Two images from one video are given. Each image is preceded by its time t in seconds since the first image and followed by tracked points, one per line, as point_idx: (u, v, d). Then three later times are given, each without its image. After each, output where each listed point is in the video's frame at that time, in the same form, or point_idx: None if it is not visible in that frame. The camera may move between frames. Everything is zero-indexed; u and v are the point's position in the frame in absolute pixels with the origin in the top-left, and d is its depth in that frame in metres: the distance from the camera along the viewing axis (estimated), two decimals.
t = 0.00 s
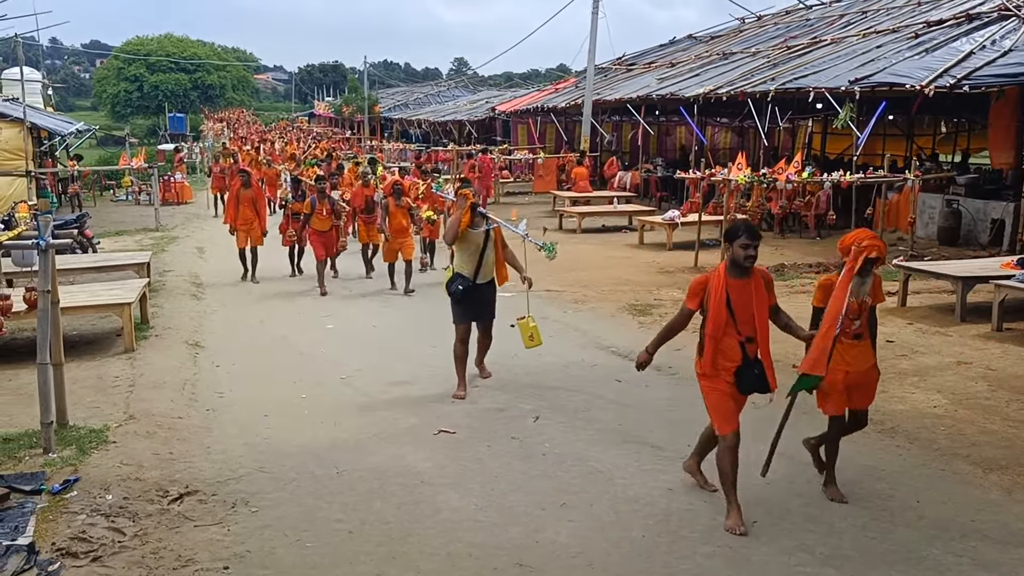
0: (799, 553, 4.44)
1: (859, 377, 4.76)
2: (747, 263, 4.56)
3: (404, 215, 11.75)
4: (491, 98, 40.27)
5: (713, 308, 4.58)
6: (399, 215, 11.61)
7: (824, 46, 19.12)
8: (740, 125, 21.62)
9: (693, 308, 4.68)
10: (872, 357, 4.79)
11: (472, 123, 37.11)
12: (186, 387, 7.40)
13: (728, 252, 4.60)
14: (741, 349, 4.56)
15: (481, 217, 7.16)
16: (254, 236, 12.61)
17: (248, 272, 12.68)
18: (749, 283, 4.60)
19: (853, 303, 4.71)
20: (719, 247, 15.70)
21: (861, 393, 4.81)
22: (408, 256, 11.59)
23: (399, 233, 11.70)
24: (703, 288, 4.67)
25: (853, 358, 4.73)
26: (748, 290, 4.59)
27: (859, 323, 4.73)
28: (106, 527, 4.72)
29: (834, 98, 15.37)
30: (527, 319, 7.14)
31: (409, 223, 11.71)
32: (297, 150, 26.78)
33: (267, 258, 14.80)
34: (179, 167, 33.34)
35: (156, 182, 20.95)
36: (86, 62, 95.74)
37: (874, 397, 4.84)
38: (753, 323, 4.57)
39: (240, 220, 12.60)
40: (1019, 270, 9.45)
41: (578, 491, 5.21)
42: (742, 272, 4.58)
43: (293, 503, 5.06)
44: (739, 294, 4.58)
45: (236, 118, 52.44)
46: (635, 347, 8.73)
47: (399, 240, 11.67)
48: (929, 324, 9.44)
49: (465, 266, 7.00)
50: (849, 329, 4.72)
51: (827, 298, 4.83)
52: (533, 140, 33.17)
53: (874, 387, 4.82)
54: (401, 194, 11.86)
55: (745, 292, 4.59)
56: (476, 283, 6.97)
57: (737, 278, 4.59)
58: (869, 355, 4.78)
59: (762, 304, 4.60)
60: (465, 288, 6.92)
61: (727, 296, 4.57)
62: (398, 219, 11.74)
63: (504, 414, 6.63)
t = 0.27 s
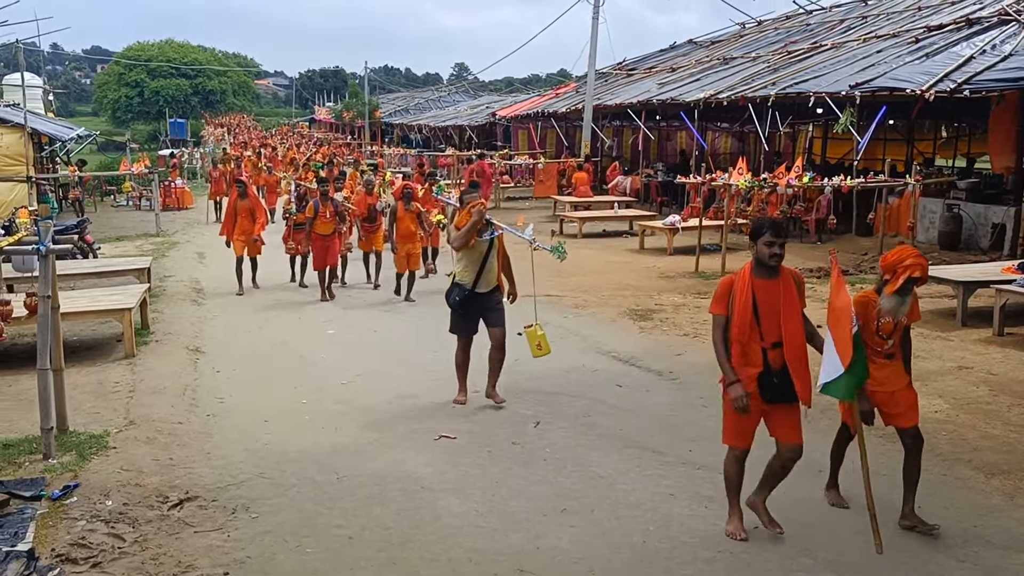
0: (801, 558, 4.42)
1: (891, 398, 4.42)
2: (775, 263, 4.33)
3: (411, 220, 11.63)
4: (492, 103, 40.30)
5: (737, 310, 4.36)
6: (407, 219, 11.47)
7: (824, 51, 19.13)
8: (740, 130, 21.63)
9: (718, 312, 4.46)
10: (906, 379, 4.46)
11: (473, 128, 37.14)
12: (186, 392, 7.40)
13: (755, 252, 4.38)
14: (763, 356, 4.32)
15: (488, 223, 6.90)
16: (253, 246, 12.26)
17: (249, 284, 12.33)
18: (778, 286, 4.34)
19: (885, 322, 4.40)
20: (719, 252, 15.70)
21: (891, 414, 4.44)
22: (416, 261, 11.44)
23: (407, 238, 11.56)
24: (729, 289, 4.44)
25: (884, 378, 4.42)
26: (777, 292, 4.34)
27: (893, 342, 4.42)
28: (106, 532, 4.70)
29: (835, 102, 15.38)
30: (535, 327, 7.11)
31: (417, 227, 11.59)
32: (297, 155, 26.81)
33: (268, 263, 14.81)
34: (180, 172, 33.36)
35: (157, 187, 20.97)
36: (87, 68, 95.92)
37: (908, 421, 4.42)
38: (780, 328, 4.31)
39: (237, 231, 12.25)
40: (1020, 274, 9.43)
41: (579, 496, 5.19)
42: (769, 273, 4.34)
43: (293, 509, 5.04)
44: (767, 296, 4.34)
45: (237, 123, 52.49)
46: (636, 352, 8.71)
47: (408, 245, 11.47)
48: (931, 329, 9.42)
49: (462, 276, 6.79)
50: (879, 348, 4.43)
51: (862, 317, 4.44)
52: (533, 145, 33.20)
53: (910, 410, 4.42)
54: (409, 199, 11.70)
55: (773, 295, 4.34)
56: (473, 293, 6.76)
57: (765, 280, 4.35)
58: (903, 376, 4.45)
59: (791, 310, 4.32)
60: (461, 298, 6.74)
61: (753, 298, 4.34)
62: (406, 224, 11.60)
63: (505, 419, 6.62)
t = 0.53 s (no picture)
0: (802, 563, 4.42)
1: (936, 416, 4.28)
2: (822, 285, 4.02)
3: (418, 228, 11.46)
4: (492, 108, 40.37)
5: (780, 334, 4.05)
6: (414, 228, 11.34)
7: (825, 56, 19.17)
8: (741, 134, 21.66)
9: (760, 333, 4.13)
10: (952, 397, 4.32)
11: (474, 132, 37.19)
12: (187, 396, 7.39)
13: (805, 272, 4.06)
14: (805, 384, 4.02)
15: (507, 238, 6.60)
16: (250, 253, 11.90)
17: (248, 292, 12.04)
18: (826, 310, 4.03)
19: (936, 334, 4.25)
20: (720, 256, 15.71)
21: (934, 433, 4.29)
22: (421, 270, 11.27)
23: (414, 247, 11.39)
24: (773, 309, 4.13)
25: (930, 395, 4.28)
26: (824, 317, 4.02)
27: (940, 357, 4.27)
28: (107, 537, 4.70)
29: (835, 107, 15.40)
30: (536, 345, 6.91)
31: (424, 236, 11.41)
32: (299, 159, 26.86)
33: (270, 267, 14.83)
34: (181, 177, 33.41)
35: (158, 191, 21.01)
36: (88, 72, 95.91)
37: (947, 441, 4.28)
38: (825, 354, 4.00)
39: (234, 236, 11.85)
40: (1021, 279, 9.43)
41: (580, 501, 5.19)
42: (813, 296, 4.04)
43: (294, 513, 5.04)
44: (813, 320, 4.03)
45: (238, 127, 52.56)
46: (637, 356, 8.71)
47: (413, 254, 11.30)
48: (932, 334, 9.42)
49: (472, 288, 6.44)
50: (928, 361, 4.27)
51: (912, 327, 4.27)
52: (534, 150, 33.23)
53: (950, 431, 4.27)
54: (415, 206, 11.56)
55: (819, 319, 4.02)
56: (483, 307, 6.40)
57: (811, 303, 4.04)
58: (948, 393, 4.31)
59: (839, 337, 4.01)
60: (473, 310, 6.41)
61: (799, 321, 4.03)
62: (412, 232, 11.42)
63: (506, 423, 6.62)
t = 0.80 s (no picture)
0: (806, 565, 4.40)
1: (979, 433, 4.12)
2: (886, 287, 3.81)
3: (426, 229, 11.15)
4: (493, 109, 40.38)
5: (841, 337, 3.80)
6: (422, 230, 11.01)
7: (825, 57, 19.17)
8: (742, 136, 21.67)
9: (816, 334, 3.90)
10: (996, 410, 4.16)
11: (475, 134, 37.18)
12: (188, 398, 7.38)
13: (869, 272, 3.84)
14: (866, 391, 3.80)
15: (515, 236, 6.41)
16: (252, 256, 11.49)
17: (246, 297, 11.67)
18: (888, 314, 3.83)
19: (983, 348, 4.04)
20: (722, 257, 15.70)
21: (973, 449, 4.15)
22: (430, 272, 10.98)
23: (422, 248, 11.09)
24: (832, 310, 3.88)
25: (976, 411, 4.09)
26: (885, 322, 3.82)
27: (985, 372, 4.07)
28: (107, 539, 4.69)
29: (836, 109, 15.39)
30: (544, 348, 6.59)
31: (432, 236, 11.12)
32: (300, 161, 26.85)
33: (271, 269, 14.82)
34: (182, 178, 33.40)
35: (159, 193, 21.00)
36: (89, 74, 95.93)
37: (988, 457, 4.18)
38: (885, 362, 3.82)
39: (232, 240, 11.41)
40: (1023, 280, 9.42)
41: (581, 503, 5.18)
42: (876, 300, 3.82)
43: (295, 515, 5.03)
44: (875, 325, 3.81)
45: (239, 129, 52.55)
46: (639, 358, 8.70)
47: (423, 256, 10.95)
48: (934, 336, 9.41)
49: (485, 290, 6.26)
50: (972, 376, 4.08)
51: (955, 340, 4.07)
52: (535, 151, 33.22)
53: (992, 444, 4.17)
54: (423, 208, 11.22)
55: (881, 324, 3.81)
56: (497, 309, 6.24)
57: (875, 305, 3.82)
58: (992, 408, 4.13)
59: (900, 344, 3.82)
60: (490, 315, 6.19)
61: (862, 325, 3.79)
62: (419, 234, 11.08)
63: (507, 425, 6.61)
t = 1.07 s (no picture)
0: (808, 565, 4.41)
1: None
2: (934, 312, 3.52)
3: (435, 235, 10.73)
4: (495, 111, 40.40)
5: (892, 371, 3.53)
6: (432, 236, 10.63)
7: (827, 59, 19.18)
8: (743, 137, 21.71)
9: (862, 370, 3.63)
10: None
11: (476, 136, 37.21)
12: (190, 399, 7.39)
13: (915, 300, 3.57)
14: (924, 426, 3.55)
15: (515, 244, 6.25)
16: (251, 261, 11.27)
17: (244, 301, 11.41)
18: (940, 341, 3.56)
19: None
20: (723, 259, 15.71)
21: None
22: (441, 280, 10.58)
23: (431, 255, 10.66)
24: (878, 343, 3.60)
25: None
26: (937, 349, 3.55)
27: None
28: (110, 539, 4.70)
29: (838, 110, 15.39)
30: (557, 366, 6.28)
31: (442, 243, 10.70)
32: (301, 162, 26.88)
33: (273, 270, 14.84)
34: (184, 179, 33.45)
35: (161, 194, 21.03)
36: (91, 75, 96.01)
37: None
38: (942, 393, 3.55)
39: (233, 242, 11.31)
40: None
41: (584, 504, 5.18)
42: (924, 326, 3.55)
43: (297, 516, 5.03)
44: (927, 354, 3.54)
45: (241, 130, 52.58)
46: (641, 359, 8.70)
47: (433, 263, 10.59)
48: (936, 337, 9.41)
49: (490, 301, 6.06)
50: None
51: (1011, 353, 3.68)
52: (537, 152, 33.23)
53: None
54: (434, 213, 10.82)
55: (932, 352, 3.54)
56: (506, 319, 6.03)
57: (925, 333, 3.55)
58: None
59: (957, 372, 3.57)
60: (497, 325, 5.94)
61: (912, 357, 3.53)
62: (429, 240, 10.69)
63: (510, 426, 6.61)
